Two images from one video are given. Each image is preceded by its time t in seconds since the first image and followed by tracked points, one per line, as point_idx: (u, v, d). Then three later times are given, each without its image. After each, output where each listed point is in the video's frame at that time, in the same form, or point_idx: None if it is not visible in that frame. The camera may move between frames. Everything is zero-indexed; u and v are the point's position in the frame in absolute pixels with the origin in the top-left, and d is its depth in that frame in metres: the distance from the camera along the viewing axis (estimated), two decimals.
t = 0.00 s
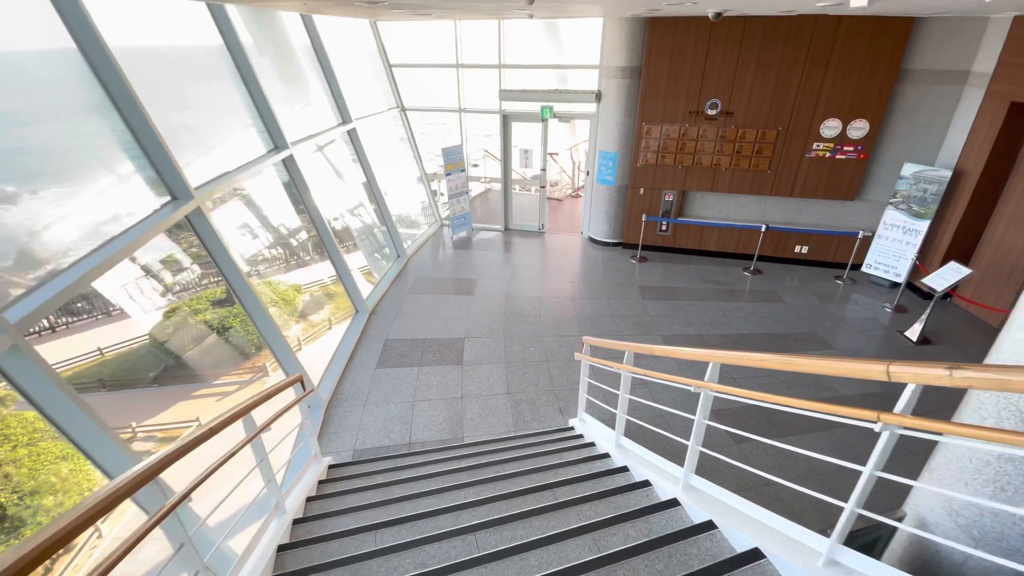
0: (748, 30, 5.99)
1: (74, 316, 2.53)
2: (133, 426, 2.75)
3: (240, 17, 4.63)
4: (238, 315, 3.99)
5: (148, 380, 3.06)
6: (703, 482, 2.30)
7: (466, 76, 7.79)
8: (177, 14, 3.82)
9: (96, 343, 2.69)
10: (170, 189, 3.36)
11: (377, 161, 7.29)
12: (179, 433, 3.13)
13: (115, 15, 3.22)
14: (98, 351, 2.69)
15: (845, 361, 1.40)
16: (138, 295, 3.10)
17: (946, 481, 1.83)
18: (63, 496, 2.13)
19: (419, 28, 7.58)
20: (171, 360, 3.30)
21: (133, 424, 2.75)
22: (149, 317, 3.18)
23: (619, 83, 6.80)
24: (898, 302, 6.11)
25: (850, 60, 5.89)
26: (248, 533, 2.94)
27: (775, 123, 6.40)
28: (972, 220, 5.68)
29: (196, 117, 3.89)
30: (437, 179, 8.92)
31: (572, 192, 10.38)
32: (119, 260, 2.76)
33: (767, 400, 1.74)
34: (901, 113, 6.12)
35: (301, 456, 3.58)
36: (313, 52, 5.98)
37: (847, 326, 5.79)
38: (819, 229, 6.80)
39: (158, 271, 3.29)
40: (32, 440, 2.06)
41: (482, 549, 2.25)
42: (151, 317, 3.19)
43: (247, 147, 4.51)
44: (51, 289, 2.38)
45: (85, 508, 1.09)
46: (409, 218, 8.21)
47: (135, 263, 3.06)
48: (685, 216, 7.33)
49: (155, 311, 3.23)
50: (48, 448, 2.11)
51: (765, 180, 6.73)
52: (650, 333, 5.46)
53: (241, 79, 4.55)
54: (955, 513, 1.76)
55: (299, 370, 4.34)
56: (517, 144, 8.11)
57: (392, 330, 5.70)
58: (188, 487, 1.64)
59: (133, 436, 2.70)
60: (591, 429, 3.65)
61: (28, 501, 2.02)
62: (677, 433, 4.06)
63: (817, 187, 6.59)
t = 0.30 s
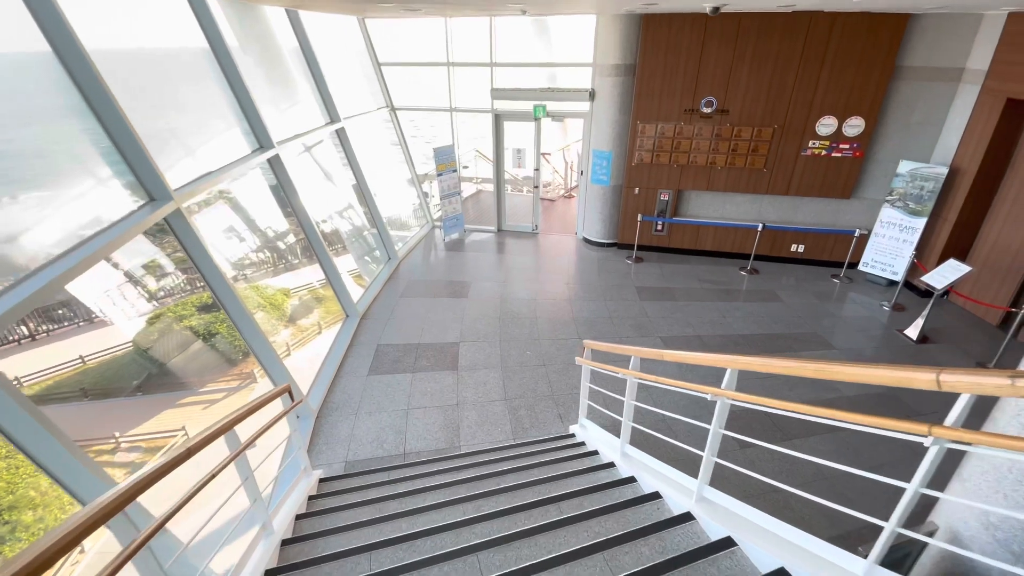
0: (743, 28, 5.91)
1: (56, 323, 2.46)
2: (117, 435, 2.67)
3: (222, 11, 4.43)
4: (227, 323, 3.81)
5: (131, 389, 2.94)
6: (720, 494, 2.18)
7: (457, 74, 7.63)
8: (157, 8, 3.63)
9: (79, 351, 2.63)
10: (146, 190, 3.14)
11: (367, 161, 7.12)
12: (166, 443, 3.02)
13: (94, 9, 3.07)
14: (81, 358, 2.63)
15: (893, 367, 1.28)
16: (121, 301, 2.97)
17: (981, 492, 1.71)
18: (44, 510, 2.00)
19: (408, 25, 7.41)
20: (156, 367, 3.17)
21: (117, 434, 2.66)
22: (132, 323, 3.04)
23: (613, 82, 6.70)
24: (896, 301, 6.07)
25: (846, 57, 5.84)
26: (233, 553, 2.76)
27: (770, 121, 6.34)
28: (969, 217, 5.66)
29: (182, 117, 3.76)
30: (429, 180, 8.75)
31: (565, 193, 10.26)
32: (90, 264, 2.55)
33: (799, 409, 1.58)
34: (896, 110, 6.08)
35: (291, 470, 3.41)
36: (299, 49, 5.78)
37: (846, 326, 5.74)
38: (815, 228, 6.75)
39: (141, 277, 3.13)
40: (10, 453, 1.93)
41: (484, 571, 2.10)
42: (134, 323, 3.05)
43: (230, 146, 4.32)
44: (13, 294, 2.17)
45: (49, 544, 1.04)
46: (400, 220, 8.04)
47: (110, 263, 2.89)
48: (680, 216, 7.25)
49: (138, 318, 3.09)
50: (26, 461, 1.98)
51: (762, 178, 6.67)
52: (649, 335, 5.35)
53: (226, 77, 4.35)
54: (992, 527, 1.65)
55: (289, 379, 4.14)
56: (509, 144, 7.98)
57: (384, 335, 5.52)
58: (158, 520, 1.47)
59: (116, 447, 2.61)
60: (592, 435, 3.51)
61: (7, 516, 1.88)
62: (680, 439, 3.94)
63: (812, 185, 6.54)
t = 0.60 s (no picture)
0: (740, 22, 5.84)
1: (37, 331, 2.37)
2: (101, 446, 2.62)
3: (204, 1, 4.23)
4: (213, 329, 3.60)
5: (114, 398, 2.79)
6: (742, 504, 2.03)
7: (449, 71, 7.48)
8: None
9: (59, 358, 2.49)
10: (123, 186, 2.93)
11: (357, 160, 6.93)
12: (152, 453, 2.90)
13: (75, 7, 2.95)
14: (62, 367, 2.50)
15: (960, 363, 1.15)
16: (104, 305, 2.82)
17: None
18: (20, 523, 1.85)
19: (398, 22, 7.24)
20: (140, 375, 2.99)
21: (99, 444, 2.59)
22: (116, 329, 2.89)
23: (609, 78, 6.59)
24: (896, 297, 6.02)
25: (843, 52, 5.78)
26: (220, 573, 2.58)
27: (767, 117, 6.26)
28: (968, 213, 5.63)
29: (165, 113, 3.59)
30: (420, 180, 8.57)
31: (559, 193, 10.12)
32: (59, 265, 2.35)
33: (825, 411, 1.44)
34: (893, 106, 6.04)
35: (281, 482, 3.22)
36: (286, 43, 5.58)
37: (847, 323, 5.66)
38: (813, 225, 6.68)
39: (122, 282, 2.96)
40: None
41: None
42: (118, 330, 2.90)
43: (214, 143, 4.11)
44: None
45: (34, 557, 0.92)
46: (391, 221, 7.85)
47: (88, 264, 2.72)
48: (677, 214, 7.14)
49: (120, 325, 2.92)
50: None
51: (760, 175, 6.58)
52: (649, 335, 5.21)
53: (211, 71, 4.15)
54: None
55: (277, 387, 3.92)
56: (503, 142, 7.83)
57: (376, 339, 5.33)
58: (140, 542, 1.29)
59: (99, 458, 2.56)
60: (597, 440, 3.36)
61: None
62: (687, 442, 3.81)
63: (810, 181, 6.47)
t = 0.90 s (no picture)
0: (736, 19, 5.74)
1: (17, 339, 2.25)
2: (83, 458, 2.49)
3: None
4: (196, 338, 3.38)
5: (97, 407, 2.63)
6: (764, 520, 1.88)
7: (440, 70, 7.32)
8: None
9: (42, 368, 2.34)
10: (95, 185, 2.73)
11: (346, 161, 6.73)
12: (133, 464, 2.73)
13: None
14: (44, 377, 2.35)
15: None
16: (87, 310, 2.66)
17: None
18: None
19: (388, 19, 7.08)
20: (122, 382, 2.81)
21: (83, 456, 2.48)
22: (100, 336, 2.72)
23: (603, 76, 6.47)
24: (896, 297, 5.95)
25: (841, 49, 5.71)
26: None
27: (764, 115, 6.17)
28: (967, 210, 5.58)
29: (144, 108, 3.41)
30: (411, 181, 8.39)
31: (552, 194, 9.98)
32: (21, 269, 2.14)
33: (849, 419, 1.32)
34: (890, 103, 5.99)
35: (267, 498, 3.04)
36: (270, 39, 5.38)
37: (848, 324, 5.57)
38: (810, 224, 6.60)
39: (104, 288, 2.78)
40: None
41: None
42: (103, 337, 2.73)
43: (195, 141, 3.89)
44: None
45: None
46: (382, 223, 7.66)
47: (67, 271, 2.56)
48: (673, 214, 7.02)
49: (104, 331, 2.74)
50: None
51: (756, 174, 6.48)
52: (649, 337, 5.07)
53: (191, 65, 3.91)
54: None
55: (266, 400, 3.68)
56: (496, 142, 7.68)
57: (367, 344, 5.13)
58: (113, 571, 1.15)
59: (81, 471, 2.43)
60: (601, 448, 3.21)
61: None
62: (693, 448, 3.67)
63: (807, 180, 6.39)
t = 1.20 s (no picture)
0: (732, 16, 5.66)
1: None
2: (65, 470, 2.41)
3: None
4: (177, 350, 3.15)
5: (78, 418, 2.53)
6: (789, 541, 1.73)
7: (432, 69, 7.17)
8: None
9: (23, 378, 2.26)
10: (62, 184, 2.53)
11: (334, 162, 6.54)
12: (116, 477, 2.62)
13: None
14: (25, 387, 2.26)
15: None
16: (70, 318, 2.55)
17: None
18: None
19: (379, 17, 6.92)
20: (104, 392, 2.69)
21: (64, 468, 2.40)
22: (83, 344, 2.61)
23: (598, 74, 6.35)
24: (897, 297, 5.86)
25: (838, 46, 5.64)
26: None
27: (762, 113, 6.07)
28: (967, 209, 5.52)
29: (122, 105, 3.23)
30: (403, 182, 8.21)
31: (546, 197, 9.83)
32: None
33: (899, 434, 1.18)
34: (888, 101, 5.95)
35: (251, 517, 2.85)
36: (256, 35, 5.19)
37: (850, 325, 5.47)
38: (809, 223, 6.51)
39: (85, 296, 2.64)
40: None
41: None
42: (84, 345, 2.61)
43: (175, 141, 3.67)
44: None
45: None
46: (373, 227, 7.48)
47: (50, 281, 2.47)
48: (670, 214, 6.90)
49: (86, 339, 2.62)
50: None
51: (754, 174, 6.38)
52: (649, 341, 4.93)
53: (170, 61, 3.70)
54: None
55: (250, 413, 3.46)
56: (489, 143, 7.53)
57: (357, 351, 4.93)
58: None
59: (64, 484, 2.38)
60: (604, 459, 3.06)
61: None
62: (699, 457, 3.52)
63: (805, 179, 6.31)
